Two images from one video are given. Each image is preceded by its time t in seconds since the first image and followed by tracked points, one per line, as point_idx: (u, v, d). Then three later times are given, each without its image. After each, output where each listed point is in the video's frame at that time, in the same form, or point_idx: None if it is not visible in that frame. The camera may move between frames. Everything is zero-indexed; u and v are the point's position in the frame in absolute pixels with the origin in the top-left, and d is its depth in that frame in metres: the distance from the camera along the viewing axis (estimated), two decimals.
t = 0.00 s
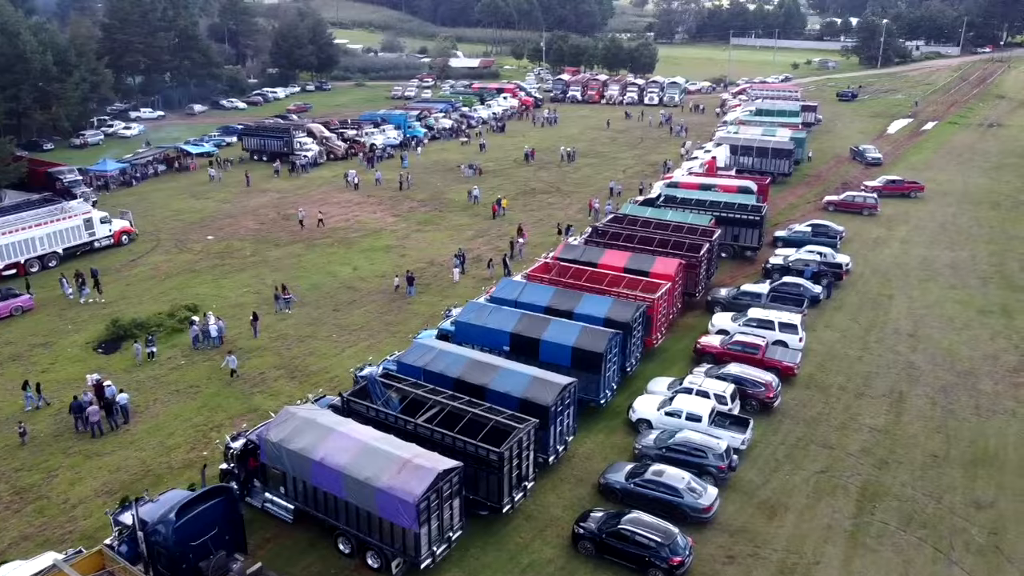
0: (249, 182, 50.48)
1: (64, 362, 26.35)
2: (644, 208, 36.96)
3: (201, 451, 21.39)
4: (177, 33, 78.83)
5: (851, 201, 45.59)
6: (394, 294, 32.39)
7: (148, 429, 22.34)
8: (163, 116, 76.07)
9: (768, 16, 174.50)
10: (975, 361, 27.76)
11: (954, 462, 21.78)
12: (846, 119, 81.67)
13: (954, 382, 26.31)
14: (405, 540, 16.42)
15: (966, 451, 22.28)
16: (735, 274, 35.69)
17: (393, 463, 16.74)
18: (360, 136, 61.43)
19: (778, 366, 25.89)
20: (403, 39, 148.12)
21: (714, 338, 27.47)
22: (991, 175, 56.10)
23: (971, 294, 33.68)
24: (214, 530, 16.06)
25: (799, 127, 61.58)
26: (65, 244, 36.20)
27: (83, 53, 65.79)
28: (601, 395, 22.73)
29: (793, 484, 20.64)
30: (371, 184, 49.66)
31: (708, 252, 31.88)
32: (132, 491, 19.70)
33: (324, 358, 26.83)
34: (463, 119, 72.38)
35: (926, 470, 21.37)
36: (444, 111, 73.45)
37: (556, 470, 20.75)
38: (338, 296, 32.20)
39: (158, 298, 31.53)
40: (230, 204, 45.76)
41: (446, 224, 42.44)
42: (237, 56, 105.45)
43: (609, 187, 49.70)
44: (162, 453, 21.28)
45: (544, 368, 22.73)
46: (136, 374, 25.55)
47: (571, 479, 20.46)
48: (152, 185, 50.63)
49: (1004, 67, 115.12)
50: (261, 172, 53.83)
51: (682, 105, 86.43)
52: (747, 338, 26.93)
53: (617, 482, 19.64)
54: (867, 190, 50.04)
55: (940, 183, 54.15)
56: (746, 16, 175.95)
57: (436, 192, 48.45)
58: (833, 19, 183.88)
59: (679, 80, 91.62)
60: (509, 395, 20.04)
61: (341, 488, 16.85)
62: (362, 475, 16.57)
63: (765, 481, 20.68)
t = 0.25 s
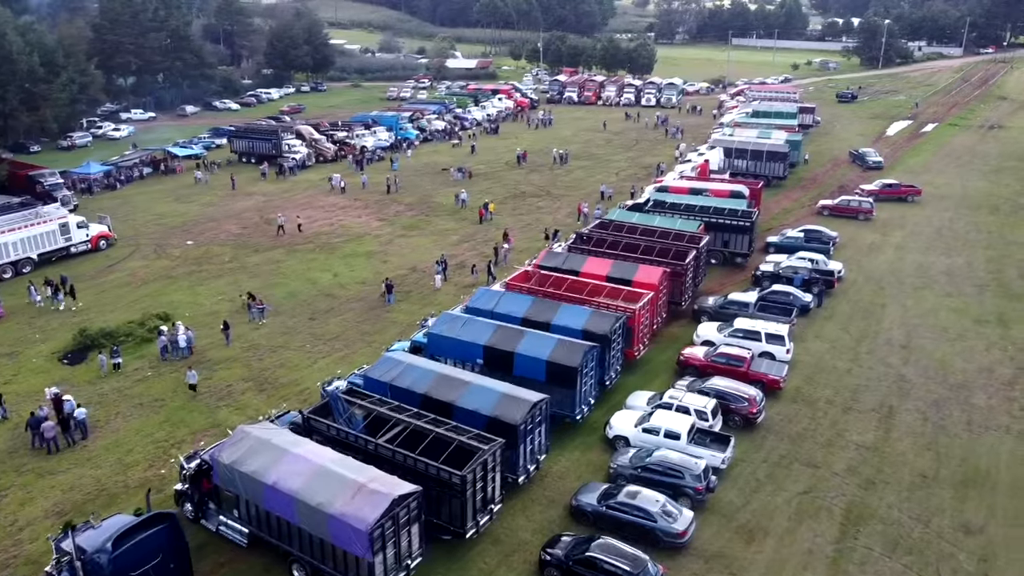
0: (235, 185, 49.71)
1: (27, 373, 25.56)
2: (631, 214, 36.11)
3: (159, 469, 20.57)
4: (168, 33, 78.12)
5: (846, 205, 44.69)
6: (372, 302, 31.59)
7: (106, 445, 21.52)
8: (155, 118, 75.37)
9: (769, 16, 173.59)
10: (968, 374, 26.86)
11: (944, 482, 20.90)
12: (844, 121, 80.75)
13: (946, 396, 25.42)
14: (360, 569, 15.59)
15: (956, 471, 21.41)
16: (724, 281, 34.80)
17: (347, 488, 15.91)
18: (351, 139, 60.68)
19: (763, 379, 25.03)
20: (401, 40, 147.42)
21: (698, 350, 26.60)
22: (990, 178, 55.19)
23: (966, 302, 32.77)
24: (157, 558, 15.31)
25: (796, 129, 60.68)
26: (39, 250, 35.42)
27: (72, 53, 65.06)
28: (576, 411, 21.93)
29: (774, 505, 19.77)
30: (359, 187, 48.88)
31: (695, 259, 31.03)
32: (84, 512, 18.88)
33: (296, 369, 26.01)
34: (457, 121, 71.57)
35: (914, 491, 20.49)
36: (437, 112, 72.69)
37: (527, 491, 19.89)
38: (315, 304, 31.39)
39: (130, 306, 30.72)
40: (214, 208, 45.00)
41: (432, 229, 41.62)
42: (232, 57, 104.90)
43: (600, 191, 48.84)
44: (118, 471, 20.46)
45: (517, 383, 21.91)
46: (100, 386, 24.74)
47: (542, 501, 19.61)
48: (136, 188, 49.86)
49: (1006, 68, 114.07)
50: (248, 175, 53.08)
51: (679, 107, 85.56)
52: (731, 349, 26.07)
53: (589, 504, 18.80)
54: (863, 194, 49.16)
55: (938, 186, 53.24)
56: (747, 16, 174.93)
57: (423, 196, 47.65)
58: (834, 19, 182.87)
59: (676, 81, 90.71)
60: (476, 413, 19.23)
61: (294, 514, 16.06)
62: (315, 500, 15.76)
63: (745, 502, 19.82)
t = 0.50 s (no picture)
0: (221, 188, 48.92)
1: None
2: (619, 219, 35.23)
3: (115, 488, 19.74)
4: (162, 34, 77.45)
5: (842, 210, 43.76)
6: (351, 310, 30.80)
7: (62, 462, 20.72)
8: (147, 119, 74.71)
9: (772, 16, 172.56)
10: (963, 388, 25.94)
11: (934, 504, 20.00)
12: (845, 123, 79.75)
13: (939, 411, 24.53)
14: None
15: (947, 492, 20.51)
16: (714, 289, 33.90)
17: (297, 515, 15.06)
18: (342, 141, 59.94)
19: (748, 394, 24.11)
20: (401, 40, 146.67)
21: (682, 362, 25.71)
22: (992, 181, 54.20)
23: (963, 312, 31.86)
24: None
25: (794, 132, 59.75)
26: (15, 255, 34.69)
27: (61, 54, 64.37)
28: (551, 428, 21.09)
29: (755, 529, 18.87)
30: (347, 190, 48.10)
31: (682, 267, 30.12)
32: (31, 535, 18.06)
33: (266, 382, 25.18)
34: (451, 123, 70.81)
35: (902, 514, 19.60)
36: (432, 114, 71.94)
37: (495, 513, 19.03)
38: (293, 312, 30.60)
39: (102, 314, 29.93)
40: (199, 212, 44.26)
41: (418, 234, 40.82)
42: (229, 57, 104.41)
43: (592, 195, 47.98)
44: (72, 491, 19.65)
45: (489, 398, 21.08)
46: (62, 398, 23.94)
47: (511, 524, 18.75)
48: (122, 191, 49.12)
49: (1010, 68, 112.92)
50: (236, 177, 52.36)
51: (678, 108, 84.67)
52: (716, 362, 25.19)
53: (559, 529, 17.92)
54: (861, 199, 48.23)
55: (938, 190, 52.28)
56: (750, 17, 173.79)
57: (412, 199, 46.85)
58: (838, 20, 181.73)
59: (675, 82, 89.78)
60: (441, 432, 18.42)
61: (243, 542, 15.25)
62: (264, 528, 14.93)
63: (724, 526, 18.94)
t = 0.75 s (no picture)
0: (208, 191, 48.23)
1: None
2: (608, 225, 34.34)
3: (67, 509, 18.94)
4: (156, 34, 76.78)
5: (838, 216, 42.81)
6: (329, 319, 29.98)
7: (16, 481, 19.93)
8: (141, 120, 74.09)
9: (775, 17, 171.35)
10: (958, 402, 25.03)
11: (923, 528, 19.11)
12: (846, 125, 78.69)
13: (932, 427, 23.60)
14: None
15: (936, 515, 19.62)
16: (704, 297, 33.01)
17: (242, 544, 14.21)
18: (334, 143, 59.23)
19: (733, 410, 23.23)
20: (401, 41, 146.01)
21: (666, 376, 24.84)
22: (994, 185, 53.16)
23: (960, 322, 30.92)
24: None
25: (792, 134, 58.79)
26: None
27: (52, 55, 63.73)
28: (524, 447, 20.24)
29: (733, 556, 18.00)
30: (335, 193, 47.33)
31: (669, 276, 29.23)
32: None
33: (235, 394, 24.37)
34: (446, 125, 70.06)
35: (889, 539, 18.70)
36: (427, 115, 71.20)
37: (462, 537, 18.18)
38: (269, 321, 29.81)
39: (74, 323, 29.18)
40: (184, 216, 43.55)
41: (405, 239, 40.03)
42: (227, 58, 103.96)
43: (584, 199, 47.13)
44: (23, 511, 18.86)
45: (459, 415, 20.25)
46: (24, 412, 23.18)
47: (478, 549, 17.89)
48: (108, 194, 48.45)
49: (1016, 70, 111.63)
50: (224, 180, 51.64)
51: (677, 110, 83.77)
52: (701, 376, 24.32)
53: (526, 555, 17.07)
54: (859, 204, 47.26)
55: (938, 194, 51.24)
56: (753, 17, 172.59)
57: (401, 203, 46.04)
58: (843, 20, 180.35)
59: (675, 83, 88.83)
60: (405, 453, 17.62)
61: (185, 572, 14.40)
62: (206, 558, 14.09)
63: (702, 552, 18.07)
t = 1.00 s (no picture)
0: (196, 194, 47.55)
1: None
2: (596, 231, 33.49)
3: (16, 530, 18.15)
4: (151, 34, 76.19)
5: (836, 221, 41.86)
6: (307, 328, 29.20)
7: None
8: (135, 121, 73.49)
9: (780, 18, 169.96)
10: (953, 419, 24.08)
11: (912, 555, 18.19)
12: (848, 128, 77.61)
13: (924, 445, 22.69)
14: None
15: (926, 541, 18.70)
16: (694, 306, 32.10)
17: None
18: (326, 145, 58.52)
19: (717, 427, 22.35)
20: (403, 41, 145.37)
21: (649, 390, 23.96)
22: (997, 190, 52.10)
23: (957, 334, 29.95)
24: None
25: (791, 137, 57.80)
26: None
27: (43, 55, 63.22)
28: (495, 466, 19.42)
29: None
30: (324, 197, 46.59)
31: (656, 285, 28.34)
32: None
33: (203, 407, 23.59)
34: (442, 126, 69.29)
35: (876, 567, 17.79)
36: (423, 117, 70.44)
37: (426, 563, 17.34)
38: (246, 329, 29.04)
39: (45, 331, 28.47)
40: (168, 219, 42.85)
41: (391, 244, 39.24)
42: (225, 58, 103.54)
43: (576, 203, 46.27)
44: None
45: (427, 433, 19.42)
46: None
47: None
48: (94, 197, 47.81)
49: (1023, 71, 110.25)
50: (213, 182, 50.96)
51: (678, 111, 82.83)
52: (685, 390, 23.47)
53: None
54: (857, 209, 46.31)
55: (940, 199, 50.20)
56: (758, 18, 171.30)
57: (390, 207, 45.26)
58: (848, 21, 178.93)
59: (675, 85, 87.87)
60: (365, 475, 16.82)
61: None
62: None
63: None
